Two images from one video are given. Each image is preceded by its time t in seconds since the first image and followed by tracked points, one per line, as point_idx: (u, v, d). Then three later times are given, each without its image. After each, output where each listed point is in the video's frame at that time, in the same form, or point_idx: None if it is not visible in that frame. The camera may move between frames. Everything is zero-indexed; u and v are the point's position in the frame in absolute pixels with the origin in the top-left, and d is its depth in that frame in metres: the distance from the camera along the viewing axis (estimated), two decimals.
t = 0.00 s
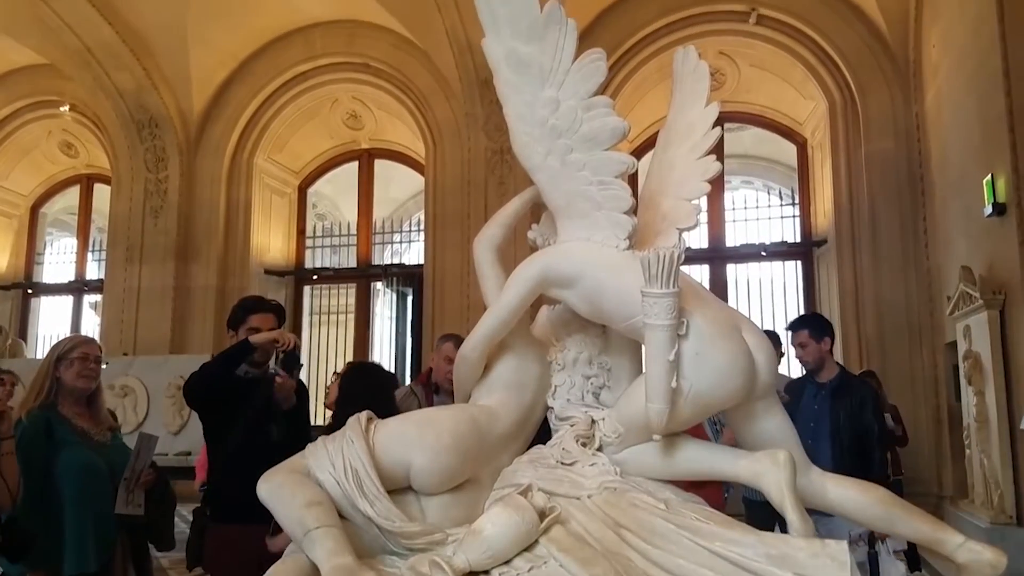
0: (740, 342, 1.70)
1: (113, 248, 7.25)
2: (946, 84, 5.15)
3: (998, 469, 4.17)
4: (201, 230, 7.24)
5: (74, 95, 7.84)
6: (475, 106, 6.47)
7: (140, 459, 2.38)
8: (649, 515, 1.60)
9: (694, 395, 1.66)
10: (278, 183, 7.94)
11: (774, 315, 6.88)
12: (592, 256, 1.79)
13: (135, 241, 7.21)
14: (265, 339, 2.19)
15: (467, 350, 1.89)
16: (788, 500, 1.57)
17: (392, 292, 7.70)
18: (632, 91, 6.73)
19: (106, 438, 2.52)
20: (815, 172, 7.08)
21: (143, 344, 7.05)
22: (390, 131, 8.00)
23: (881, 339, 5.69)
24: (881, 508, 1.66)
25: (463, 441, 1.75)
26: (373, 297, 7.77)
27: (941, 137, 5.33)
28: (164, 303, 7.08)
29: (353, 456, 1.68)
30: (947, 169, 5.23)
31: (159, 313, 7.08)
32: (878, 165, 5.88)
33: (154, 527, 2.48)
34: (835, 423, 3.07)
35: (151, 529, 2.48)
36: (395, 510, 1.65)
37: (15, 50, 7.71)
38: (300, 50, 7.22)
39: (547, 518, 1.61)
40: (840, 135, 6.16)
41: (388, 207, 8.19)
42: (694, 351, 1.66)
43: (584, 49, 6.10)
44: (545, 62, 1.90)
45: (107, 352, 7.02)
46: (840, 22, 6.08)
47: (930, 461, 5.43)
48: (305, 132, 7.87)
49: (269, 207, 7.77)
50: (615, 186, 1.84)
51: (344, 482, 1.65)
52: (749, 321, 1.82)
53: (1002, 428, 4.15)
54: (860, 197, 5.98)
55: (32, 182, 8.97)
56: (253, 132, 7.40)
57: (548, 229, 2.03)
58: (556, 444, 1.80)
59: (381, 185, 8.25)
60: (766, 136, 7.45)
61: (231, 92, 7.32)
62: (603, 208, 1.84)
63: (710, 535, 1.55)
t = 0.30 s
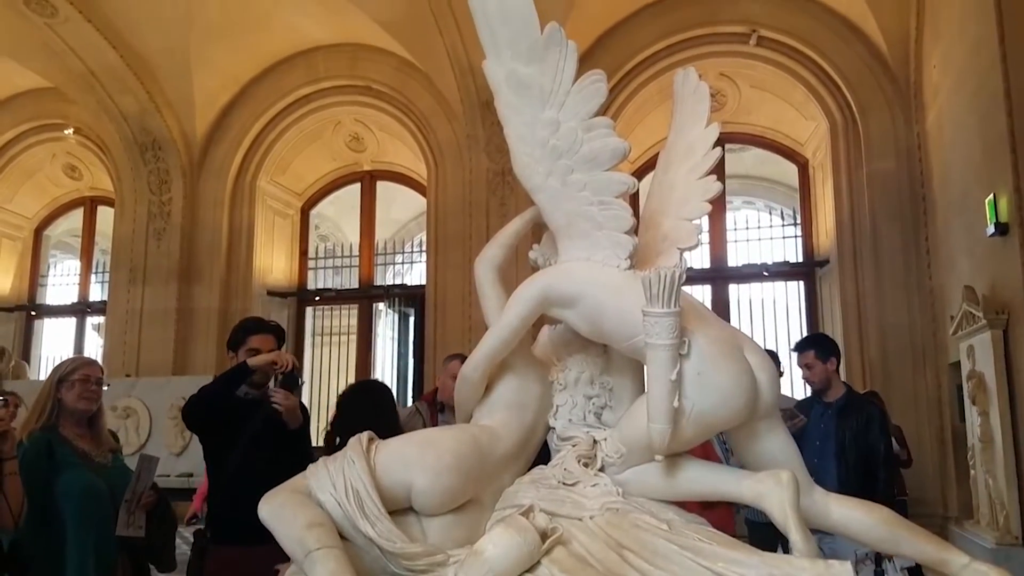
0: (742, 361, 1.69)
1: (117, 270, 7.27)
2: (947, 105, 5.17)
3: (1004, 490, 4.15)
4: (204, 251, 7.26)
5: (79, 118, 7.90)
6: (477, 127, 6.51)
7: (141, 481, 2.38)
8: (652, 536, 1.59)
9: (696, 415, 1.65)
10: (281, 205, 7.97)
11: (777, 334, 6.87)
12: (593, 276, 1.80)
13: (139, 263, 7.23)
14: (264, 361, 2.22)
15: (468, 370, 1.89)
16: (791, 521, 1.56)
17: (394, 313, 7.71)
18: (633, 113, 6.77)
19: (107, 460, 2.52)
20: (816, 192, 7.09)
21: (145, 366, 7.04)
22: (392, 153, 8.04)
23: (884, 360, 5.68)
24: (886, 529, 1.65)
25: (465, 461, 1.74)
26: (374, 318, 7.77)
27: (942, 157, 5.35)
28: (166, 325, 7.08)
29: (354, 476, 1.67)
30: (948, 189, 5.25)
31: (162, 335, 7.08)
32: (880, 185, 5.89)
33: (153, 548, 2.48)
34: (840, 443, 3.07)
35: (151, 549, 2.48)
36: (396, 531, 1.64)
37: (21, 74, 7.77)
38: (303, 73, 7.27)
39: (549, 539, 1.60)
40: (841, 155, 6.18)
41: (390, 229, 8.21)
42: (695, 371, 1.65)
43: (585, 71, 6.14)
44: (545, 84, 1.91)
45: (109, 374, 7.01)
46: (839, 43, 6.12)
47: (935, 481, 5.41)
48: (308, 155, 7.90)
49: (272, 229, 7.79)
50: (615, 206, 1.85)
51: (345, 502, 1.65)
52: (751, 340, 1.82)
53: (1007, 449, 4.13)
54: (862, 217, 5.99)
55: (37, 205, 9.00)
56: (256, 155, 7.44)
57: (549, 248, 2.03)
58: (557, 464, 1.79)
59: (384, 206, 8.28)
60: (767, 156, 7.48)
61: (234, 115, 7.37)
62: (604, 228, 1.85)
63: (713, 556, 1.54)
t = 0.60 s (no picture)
0: (750, 379, 1.68)
1: (127, 292, 7.30)
2: (953, 121, 5.17)
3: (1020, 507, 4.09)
4: (213, 273, 7.28)
5: (89, 143, 7.98)
6: (483, 148, 6.53)
7: (150, 503, 2.36)
8: (662, 557, 1.57)
9: (705, 433, 1.64)
10: (289, 227, 8.01)
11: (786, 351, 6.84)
12: (599, 294, 1.79)
13: (148, 286, 7.25)
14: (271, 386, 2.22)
15: (475, 390, 1.88)
16: (804, 540, 1.53)
17: (401, 333, 7.70)
18: (638, 131, 6.79)
19: (115, 482, 2.51)
20: (823, 208, 7.08)
21: (154, 388, 7.05)
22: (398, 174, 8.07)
23: (894, 376, 5.64)
24: (898, 547, 1.63)
25: (472, 482, 1.73)
26: (382, 338, 7.78)
27: (949, 173, 5.34)
28: (175, 346, 7.09)
29: (361, 497, 1.66)
30: (956, 204, 5.23)
31: (171, 357, 7.08)
32: (887, 201, 5.88)
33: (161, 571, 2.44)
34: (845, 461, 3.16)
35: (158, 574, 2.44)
36: (404, 553, 1.62)
37: (31, 101, 7.85)
38: (310, 97, 7.33)
39: (558, 561, 1.57)
40: (847, 172, 6.18)
41: (397, 249, 8.23)
42: (703, 389, 1.64)
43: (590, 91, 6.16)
44: (548, 104, 1.92)
45: (119, 396, 7.02)
46: (843, 60, 6.14)
47: (949, 498, 5.35)
48: (315, 177, 7.94)
49: (279, 250, 7.82)
50: (620, 224, 1.84)
51: (352, 523, 1.64)
52: (759, 358, 1.80)
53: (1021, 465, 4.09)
54: (869, 233, 5.97)
55: (47, 229, 9.06)
56: (264, 177, 7.48)
57: (554, 267, 2.03)
58: (566, 485, 1.78)
59: (390, 227, 8.31)
60: (773, 173, 7.48)
61: (242, 138, 7.42)
62: (610, 246, 1.85)
63: None
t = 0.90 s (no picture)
0: (756, 399, 1.67)
1: (132, 313, 7.32)
2: (957, 140, 5.18)
3: None
4: (217, 294, 7.29)
5: (96, 164, 8.03)
6: (488, 168, 6.56)
7: (153, 524, 2.35)
8: None
9: (711, 454, 1.62)
10: (294, 247, 8.03)
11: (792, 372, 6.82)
12: (604, 313, 1.78)
13: (154, 307, 7.27)
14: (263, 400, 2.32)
15: (480, 411, 1.87)
16: (811, 562, 1.52)
17: (406, 352, 7.69)
18: (643, 152, 6.81)
19: (118, 504, 2.51)
20: (828, 228, 7.08)
21: (158, 409, 7.04)
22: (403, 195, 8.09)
23: (901, 396, 5.62)
24: (907, 569, 1.60)
25: (476, 503, 1.71)
26: (387, 358, 7.77)
27: (954, 192, 5.34)
28: (180, 366, 7.10)
29: (365, 518, 1.65)
30: (961, 222, 5.23)
31: (175, 377, 7.08)
32: (892, 221, 5.88)
33: None
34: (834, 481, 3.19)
35: None
36: None
37: (40, 123, 7.91)
38: (316, 119, 7.37)
39: None
40: (852, 190, 6.18)
41: (402, 269, 8.23)
42: (709, 409, 1.63)
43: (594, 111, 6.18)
44: (553, 125, 1.93)
45: (123, 417, 7.01)
46: (847, 81, 6.16)
47: (957, 520, 5.30)
48: (322, 198, 7.98)
49: (285, 271, 7.83)
50: (625, 244, 1.84)
51: (354, 545, 1.62)
52: (764, 377, 1.79)
53: None
54: (875, 252, 5.96)
55: (54, 250, 9.10)
56: (270, 198, 7.51)
57: (560, 286, 2.03)
58: (571, 506, 1.76)
59: (395, 247, 8.32)
60: (777, 193, 7.50)
61: (249, 159, 7.47)
62: (615, 266, 1.84)
63: None
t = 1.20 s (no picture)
0: (757, 418, 1.67)
1: (132, 331, 7.32)
2: (956, 159, 5.20)
3: None
4: (218, 312, 7.30)
5: (98, 183, 8.05)
6: (488, 187, 6.59)
7: (152, 541, 2.34)
8: None
9: (711, 473, 1.62)
10: (295, 265, 8.04)
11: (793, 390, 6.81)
12: (604, 331, 1.78)
13: (154, 324, 7.27)
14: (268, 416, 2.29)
15: (480, 429, 1.87)
16: None
17: (406, 370, 7.69)
18: (643, 171, 6.84)
19: (117, 522, 2.50)
20: (828, 247, 7.09)
21: (158, 427, 7.03)
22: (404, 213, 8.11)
23: (902, 415, 5.61)
24: None
25: (477, 522, 1.71)
26: (387, 376, 7.76)
27: (953, 210, 5.36)
28: (180, 385, 7.09)
29: (365, 536, 1.64)
30: (960, 241, 5.24)
31: (175, 396, 7.08)
32: (892, 240, 5.89)
33: None
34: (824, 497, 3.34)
35: None
36: None
37: (42, 142, 7.94)
38: (318, 138, 7.41)
39: None
40: (852, 209, 6.20)
41: (402, 287, 8.24)
42: (709, 427, 1.63)
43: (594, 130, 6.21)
44: (554, 144, 1.93)
45: (122, 435, 7.00)
46: (846, 100, 6.19)
47: (958, 539, 5.29)
48: (323, 217, 8.00)
49: (285, 289, 7.84)
50: (625, 262, 1.84)
51: (354, 565, 1.62)
52: (764, 396, 1.80)
53: None
54: (875, 271, 5.97)
55: (54, 269, 9.11)
56: (271, 216, 7.54)
57: (560, 304, 2.03)
58: (572, 525, 1.75)
59: (396, 266, 8.33)
60: (777, 212, 7.52)
61: (250, 178, 7.50)
62: (615, 284, 1.85)
63: None
